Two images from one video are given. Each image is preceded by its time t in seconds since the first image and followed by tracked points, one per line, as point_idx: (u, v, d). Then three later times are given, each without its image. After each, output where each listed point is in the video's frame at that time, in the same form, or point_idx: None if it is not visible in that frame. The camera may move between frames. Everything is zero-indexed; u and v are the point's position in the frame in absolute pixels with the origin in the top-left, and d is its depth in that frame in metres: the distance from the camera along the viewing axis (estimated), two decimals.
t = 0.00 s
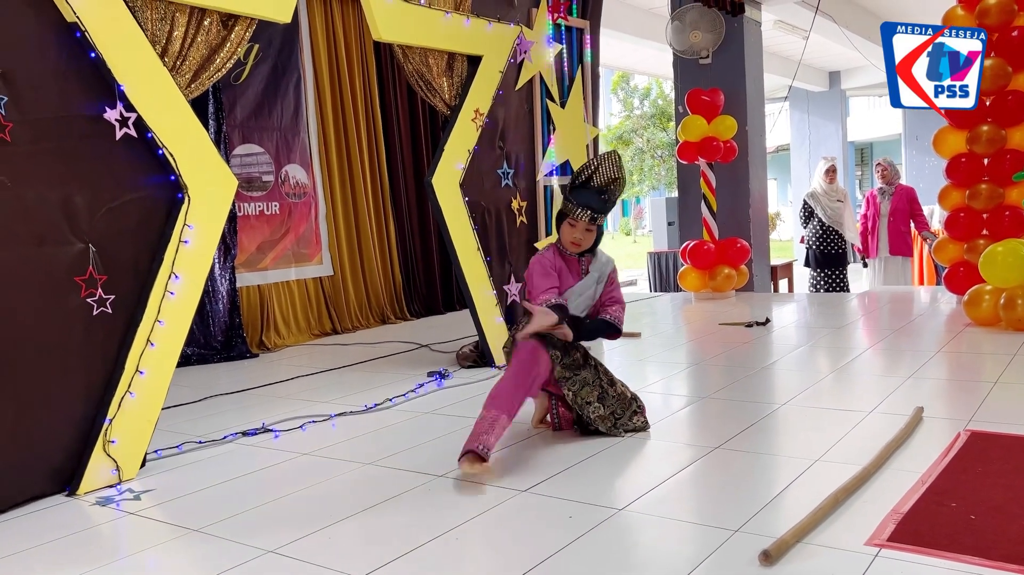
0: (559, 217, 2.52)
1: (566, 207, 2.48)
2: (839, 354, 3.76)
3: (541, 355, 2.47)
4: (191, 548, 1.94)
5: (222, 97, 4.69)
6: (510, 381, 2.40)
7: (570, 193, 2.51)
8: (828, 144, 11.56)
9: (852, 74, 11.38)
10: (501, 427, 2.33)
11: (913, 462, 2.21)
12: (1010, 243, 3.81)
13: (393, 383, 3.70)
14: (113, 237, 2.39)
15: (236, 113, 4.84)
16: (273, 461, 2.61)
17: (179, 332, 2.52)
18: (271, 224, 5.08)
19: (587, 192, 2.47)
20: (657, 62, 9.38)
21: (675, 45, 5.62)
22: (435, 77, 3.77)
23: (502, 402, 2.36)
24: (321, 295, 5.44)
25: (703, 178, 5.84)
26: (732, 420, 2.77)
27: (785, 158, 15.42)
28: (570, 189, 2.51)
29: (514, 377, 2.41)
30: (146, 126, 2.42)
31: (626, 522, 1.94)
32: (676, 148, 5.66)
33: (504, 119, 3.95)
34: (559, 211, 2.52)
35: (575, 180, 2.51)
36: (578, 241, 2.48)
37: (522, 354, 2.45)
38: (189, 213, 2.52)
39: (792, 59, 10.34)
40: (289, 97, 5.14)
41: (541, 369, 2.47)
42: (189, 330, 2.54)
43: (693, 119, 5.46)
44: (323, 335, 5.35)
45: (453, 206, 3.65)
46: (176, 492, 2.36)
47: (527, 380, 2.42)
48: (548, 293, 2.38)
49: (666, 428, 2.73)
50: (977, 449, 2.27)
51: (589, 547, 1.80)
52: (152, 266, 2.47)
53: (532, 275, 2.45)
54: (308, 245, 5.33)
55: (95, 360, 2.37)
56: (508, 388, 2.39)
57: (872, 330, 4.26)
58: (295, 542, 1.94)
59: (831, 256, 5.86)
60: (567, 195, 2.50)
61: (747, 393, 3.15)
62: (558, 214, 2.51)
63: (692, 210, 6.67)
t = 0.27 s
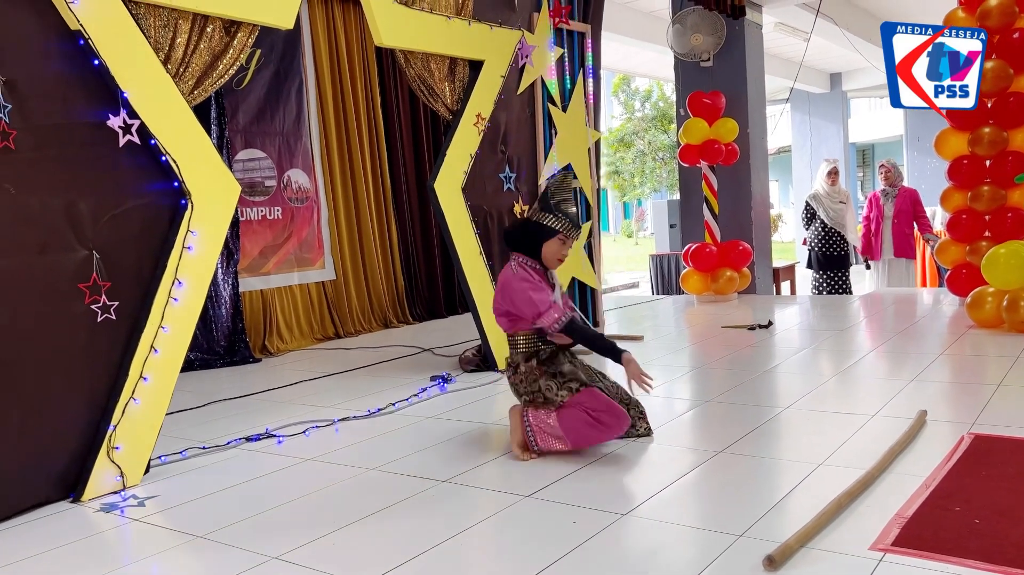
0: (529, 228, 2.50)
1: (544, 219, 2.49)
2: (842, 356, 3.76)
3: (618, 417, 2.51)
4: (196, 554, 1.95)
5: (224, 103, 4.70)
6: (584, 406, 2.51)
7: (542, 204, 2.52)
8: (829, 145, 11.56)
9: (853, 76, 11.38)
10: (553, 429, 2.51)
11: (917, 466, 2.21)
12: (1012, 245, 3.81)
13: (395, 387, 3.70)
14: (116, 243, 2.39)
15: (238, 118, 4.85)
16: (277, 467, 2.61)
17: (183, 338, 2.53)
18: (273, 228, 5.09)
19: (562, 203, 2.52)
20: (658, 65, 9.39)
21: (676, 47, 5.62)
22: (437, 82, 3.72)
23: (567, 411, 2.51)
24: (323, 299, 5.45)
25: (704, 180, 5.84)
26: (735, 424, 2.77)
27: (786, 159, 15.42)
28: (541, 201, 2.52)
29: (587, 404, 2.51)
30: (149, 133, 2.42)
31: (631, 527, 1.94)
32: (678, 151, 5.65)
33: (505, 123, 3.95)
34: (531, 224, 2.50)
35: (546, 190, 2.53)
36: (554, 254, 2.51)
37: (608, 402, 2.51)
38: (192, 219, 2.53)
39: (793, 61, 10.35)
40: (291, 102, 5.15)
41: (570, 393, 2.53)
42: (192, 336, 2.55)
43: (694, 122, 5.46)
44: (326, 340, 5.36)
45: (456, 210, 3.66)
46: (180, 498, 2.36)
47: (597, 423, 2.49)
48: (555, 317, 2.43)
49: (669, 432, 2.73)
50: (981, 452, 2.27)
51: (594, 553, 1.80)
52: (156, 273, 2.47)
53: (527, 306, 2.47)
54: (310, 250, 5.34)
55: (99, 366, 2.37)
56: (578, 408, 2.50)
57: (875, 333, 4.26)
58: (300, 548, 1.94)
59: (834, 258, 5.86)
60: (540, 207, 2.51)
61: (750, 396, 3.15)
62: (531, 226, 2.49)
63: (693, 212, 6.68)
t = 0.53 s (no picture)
0: (525, 236, 2.47)
1: (540, 226, 2.49)
2: (843, 359, 3.76)
3: (626, 450, 2.44)
4: (196, 560, 1.95)
5: (224, 108, 4.71)
6: (597, 431, 2.45)
7: (534, 211, 2.51)
8: (829, 147, 11.56)
9: (853, 78, 11.39)
10: (558, 442, 2.48)
11: (917, 470, 2.21)
12: (1012, 247, 3.81)
13: (395, 391, 3.70)
14: (116, 249, 2.40)
15: (238, 122, 4.87)
16: (276, 472, 2.61)
17: (183, 343, 2.53)
18: (274, 232, 5.10)
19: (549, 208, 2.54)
20: (658, 67, 9.39)
21: (676, 50, 5.62)
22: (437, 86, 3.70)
23: (578, 431, 2.47)
24: (324, 303, 5.46)
25: (704, 183, 5.84)
26: (736, 428, 2.77)
27: (786, 161, 15.43)
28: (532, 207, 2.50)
29: (600, 429, 2.45)
30: (150, 138, 2.43)
31: (631, 532, 1.94)
32: (678, 154, 5.65)
33: (505, 127, 3.95)
34: (527, 233, 2.47)
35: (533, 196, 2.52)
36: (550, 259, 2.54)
37: (621, 434, 2.45)
38: (193, 223, 2.53)
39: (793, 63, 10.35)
40: (291, 106, 5.16)
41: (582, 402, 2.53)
42: (192, 342, 2.55)
43: (693, 124, 5.47)
44: (326, 343, 5.36)
45: (456, 214, 3.66)
46: (181, 504, 2.36)
47: (603, 451, 2.43)
48: (593, 332, 2.43)
49: (669, 436, 2.73)
50: (981, 455, 2.26)
51: (593, 557, 1.80)
52: (156, 278, 2.48)
53: (564, 325, 2.42)
54: (311, 254, 5.34)
55: (99, 372, 2.38)
56: (591, 431, 2.45)
57: (876, 335, 4.26)
58: (300, 553, 1.94)
59: (835, 261, 5.85)
60: (533, 214, 2.49)
61: (750, 399, 3.14)
62: (527, 235, 2.47)
63: (694, 215, 6.68)
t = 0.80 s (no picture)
0: (552, 223, 2.46)
1: (567, 209, 2.49)
2: (844, 360, 3.75)
3: (626, 455, 2.42)
4: (196, 563, 1.95)
5: (225, 111, 4.72)
6: (595, 435, 2.45)
7: (564, 192, 2.49)
8: (830, 149, 11.56)
9: (853, 80, 11.40)
10: (556, 443, 2.49)
11: (918, 472, 2.20)
12: (1013, 248, 3.81)
13: (396, 394, 3.70)
14: (116, 253, 2.40)
15: (239, 126, 4.88)
16: (277, 475, 2.61)
17: (183, 347, 2.53)
18: (274, 236, 5.10)
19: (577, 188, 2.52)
20: (658, 70, 9.40)
21: (676, 53, 5.63)
22: (437, 88, 3.73)
23: (576, 434, 2.48)
24: (325, 306, 5.46)
25: (704, 185, 5.84)
26: (737, 429, 2.76)
27: (786, 163, 15.44)
28: (561, 190, 2.48)
29: (599, 431, 2.45)
30: (149, 142, 2.43)
31: (632, 534, 1.93)
32: (678, 156, 5.65)
33: (505, 129, 3.95)
34: (556, 218, 2.47)
35: (563, 174, 2.48)
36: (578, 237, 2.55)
37: (622, 438, 2.43)
38: (193, 227, 2.53)
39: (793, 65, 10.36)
40: (291, 110, 5.17)
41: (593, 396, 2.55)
42: (193, 345, 2.55)
43: (693, 127, 5.47)
44: (327, 347, 5.36)
45: (456, 217, 3.67)
46: (181, 507, 2.36)
47: (603, 455, 2.43)
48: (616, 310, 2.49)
49: (670, 437, 2.72)
50: (982, 456, 2.26)
51: (595, 560, 1.80)
52: (156, 282, 2.48)
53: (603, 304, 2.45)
54: (311, 257, 5.34)
55: (100, 376, 2.38)
56: (588, 434, 2.46)
57: (877, 336, 4.25)
58: (300, 556, 1.94)
59: (836, 262, 5.84)
60: (563, 197, 2.48)
61: (751, 401, 3.14)
62: (555, 220, 2.47)
63: (694, 217, 6.68)
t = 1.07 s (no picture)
0: (568, 241, 2.47)
1: (581, 227, 2.49)
2: (845, 363, 3.75)
3: (626, 457, 2.42)
4: (197, 566, 1.94)
5: (225, 114, 4.72)
6: (593, 441, 2.44)
7: (579, 209, 2.49)
8: (830, 151, 11.57)
9: (853, 82, 11.41)
10: (556, 451, 2.49)
11: (920, 474, 2.20)
12: (1013, 250, 3.81)
13: (398, 397, 3.70)
14: (117, 256, 2.40)
15: (240, 129, 4.88)
16: (278, 478, 2.61)
17: (184, 350, 2.53)
18: (275, 239, 5.11)
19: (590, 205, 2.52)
20: (658, 72, 9.41)
21: (676, 55, 5.64)
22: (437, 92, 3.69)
23: (575, 441, 2.47)
24: (325, 309, 5.46)
25: (705, 188, 5.85)
26: (738, 432, 2.76)
27: (786, 165, 15.45)
28: (577, 207, 2.48)
29: (595, 437, 2.44)
30: (150, 145, 2.43)
31: (633, 537, 1.93)
32: (679, 159, 5.66)
33: (506, 132, 3.96)
34: (572, 236, 2.47)
35: (578, 191, 2.48)
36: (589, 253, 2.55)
37: (619, 442, 2.42)
38: (194, 230, 2.54)
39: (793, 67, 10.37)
40: (292, 113, 5.17)
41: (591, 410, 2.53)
42: (193, 348, 2.55)
43: (694, 129, 5.47)
44: (327, 350, 5.36)
45: (456, 220, 3.67)
46: (182, 510, 2.36)
47: (603, 460, 2.43)
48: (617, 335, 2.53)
49: (671, 440, 2.72)
50: (984, 459, 2.26)
51: (596, 562, 1.80)
52: (156, 285, 2.48)
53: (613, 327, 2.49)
54: (312, 260, 5.34)
55: (100, 379, 2.38)
56: (586, 441, 2.45)
57: (879, 339, 4.25)
58: (301, 560, 1.94)
59: (837, 264, 5.83)
60: (578, 214, 2.48)
61: (752, 404, 3.14)
62: (570, 237, 2.47)
63: (695, 219, 6.69)
